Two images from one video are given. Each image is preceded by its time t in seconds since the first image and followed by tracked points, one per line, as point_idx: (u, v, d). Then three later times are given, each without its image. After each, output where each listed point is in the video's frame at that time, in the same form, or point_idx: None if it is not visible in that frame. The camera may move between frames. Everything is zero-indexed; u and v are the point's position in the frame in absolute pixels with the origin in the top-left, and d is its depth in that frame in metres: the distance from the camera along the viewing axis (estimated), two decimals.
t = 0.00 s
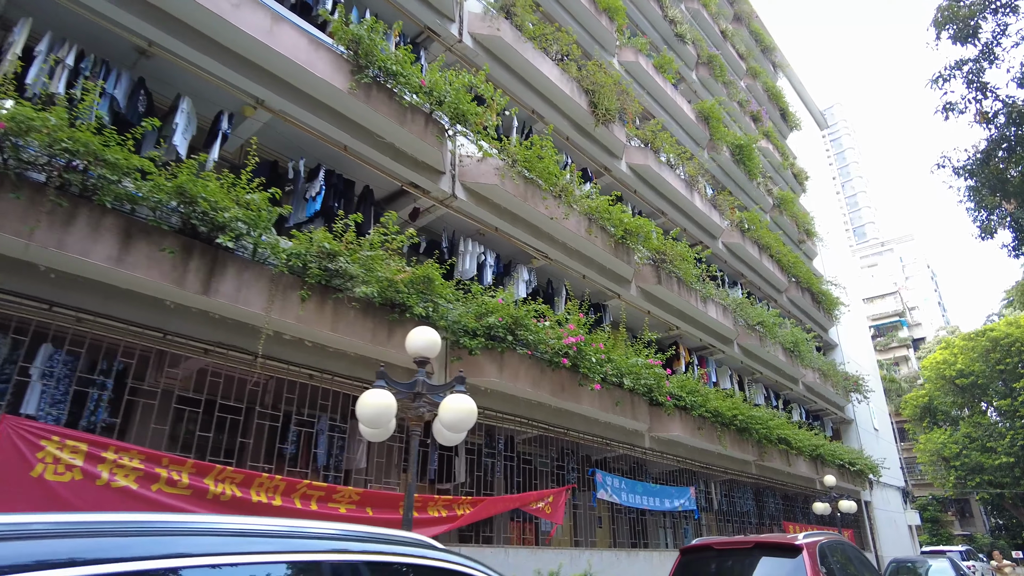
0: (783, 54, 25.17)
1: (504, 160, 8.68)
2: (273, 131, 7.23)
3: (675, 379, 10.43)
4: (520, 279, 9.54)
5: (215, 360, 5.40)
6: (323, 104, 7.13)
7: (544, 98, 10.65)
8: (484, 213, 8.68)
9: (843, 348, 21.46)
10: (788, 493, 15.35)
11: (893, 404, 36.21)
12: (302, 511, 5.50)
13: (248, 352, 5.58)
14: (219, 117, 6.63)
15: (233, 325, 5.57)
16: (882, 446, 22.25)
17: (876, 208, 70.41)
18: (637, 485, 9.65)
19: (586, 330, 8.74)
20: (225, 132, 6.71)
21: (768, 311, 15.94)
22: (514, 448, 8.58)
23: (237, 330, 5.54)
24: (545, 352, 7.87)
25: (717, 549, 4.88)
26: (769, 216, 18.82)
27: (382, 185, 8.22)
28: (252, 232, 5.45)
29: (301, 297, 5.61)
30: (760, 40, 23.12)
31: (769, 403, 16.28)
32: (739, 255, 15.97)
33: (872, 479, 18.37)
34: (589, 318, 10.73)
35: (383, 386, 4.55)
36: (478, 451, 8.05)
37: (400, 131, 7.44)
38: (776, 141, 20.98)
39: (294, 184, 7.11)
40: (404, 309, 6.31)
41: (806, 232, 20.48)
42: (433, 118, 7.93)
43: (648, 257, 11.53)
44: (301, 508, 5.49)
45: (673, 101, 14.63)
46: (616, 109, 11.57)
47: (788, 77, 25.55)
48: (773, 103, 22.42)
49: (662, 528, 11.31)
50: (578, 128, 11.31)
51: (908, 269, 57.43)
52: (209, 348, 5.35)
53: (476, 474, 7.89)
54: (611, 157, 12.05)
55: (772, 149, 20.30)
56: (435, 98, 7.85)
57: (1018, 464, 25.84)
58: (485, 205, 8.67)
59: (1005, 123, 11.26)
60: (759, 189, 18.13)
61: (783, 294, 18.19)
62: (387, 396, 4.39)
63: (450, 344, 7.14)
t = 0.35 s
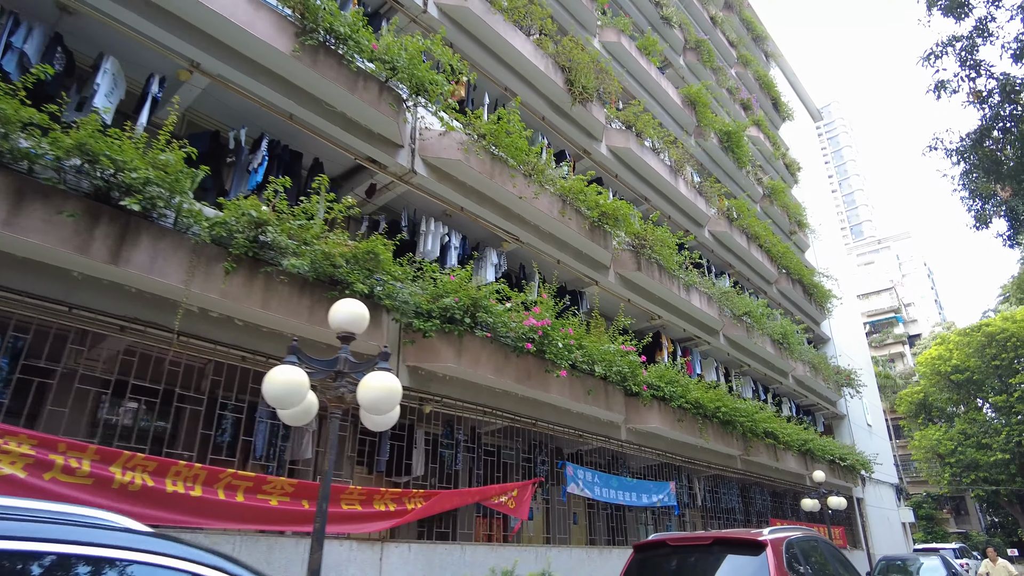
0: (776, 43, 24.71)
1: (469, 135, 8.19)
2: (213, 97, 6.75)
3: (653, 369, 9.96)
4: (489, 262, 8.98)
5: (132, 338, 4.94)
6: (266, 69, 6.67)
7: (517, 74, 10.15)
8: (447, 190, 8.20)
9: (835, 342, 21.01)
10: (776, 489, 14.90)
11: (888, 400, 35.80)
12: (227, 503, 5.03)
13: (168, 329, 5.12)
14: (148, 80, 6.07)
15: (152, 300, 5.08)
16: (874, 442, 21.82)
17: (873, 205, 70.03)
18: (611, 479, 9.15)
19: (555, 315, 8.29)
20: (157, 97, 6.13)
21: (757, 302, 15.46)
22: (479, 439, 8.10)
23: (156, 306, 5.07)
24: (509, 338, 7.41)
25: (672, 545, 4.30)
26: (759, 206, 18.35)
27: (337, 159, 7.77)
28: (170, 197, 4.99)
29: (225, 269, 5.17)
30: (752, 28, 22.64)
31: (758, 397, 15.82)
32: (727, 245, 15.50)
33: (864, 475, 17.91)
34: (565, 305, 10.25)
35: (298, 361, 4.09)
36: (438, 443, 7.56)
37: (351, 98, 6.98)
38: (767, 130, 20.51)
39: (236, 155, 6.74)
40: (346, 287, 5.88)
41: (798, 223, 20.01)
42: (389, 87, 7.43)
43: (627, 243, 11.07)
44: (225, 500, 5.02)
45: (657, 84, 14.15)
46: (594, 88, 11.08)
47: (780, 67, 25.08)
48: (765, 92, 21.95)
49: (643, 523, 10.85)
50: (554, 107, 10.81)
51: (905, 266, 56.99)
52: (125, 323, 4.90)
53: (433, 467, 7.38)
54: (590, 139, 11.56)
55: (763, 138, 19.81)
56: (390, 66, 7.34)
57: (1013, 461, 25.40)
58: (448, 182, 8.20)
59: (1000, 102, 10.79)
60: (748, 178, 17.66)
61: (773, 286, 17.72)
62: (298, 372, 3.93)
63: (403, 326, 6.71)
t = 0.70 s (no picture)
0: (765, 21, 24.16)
1: (424, 94, 7.68)
2: (138, 42, 6.18)
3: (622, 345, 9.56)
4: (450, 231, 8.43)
5: (20, 297, 4.43)
6: (193, 13, 6.12)
7: (484, 36, 9.60)
8: (401, 153, 7.69)
9: (820, 326, 20.67)
10: (755, 474, 14.55)
11: (874, 387, 35.64)
12: (131, 482, 4.54)
13: (66, 289, 4.60)
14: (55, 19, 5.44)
15: (46, 256, 4.56)
16: (858, 428, 21.54)
17: (864, 192, 69.76)
18: (576, 461, 8.74)
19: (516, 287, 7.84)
20: (66, 38, 5.52)
21: (739, 282, 15.03)
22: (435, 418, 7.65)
23: (50, 262, 4.55)
24: (464, 309, 6.95)
25: (609, 528, 3.82)
26: (744, 186, 17.89)
27: (280, 117, 7.29)
28: (62, 141, 4.48)
29: (129, 223, 4.66)
30: (740, 5, 22.08)
31: (739, 380, 15.45)
32: (708, 224, 15.05)
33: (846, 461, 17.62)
34: (533, 281, 9.77)
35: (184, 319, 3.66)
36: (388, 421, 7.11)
37: (289, 48, 6.45)
38: (754, 109, 20.01)
39: (165, 109, 6.20)
40: (273, 247, 5.40)
41: (784, 204, 19.58)
42: (333, 38, 6.96)
43: (600, 216, 10.60)
44: (129, 477, 4.53)
45: (637, 55, 13.62)
46: (566, 53, 10.54)
47: (770, 47, 24.55)
48: (753, 71, 21.43)
49: (614, 507, 10.47)
50: (524, 72, 10.28)
51: (895, 255, 56.77)
52: (11, 281, 4.38)
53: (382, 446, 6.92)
54: (563, 108, 11.04)
55: (749, 117, 19.33)
56: (334, 16, 6.89)
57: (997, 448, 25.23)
58: (402, 144, 7.68)
59: (989, 71, 10.33)
60: (733, 156, 17.18)
61: (757, 268, 17.31)
62: (182, 329, 3.50)
63: (343, 294, 6.26)
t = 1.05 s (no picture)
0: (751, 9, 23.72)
1: (369, 60, 7.21)
2: None
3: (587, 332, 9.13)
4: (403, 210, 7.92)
5: None
6: None
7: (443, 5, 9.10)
8: (345, 123, 7.19)
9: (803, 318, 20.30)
10: (733, 468, 14.14)
11: (860, 382, 35.40)
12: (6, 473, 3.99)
13: None
14: None
15: None
16: (842, 422, 21.20)
17: (854, 188, 69.56)
18: (536, 453, 8.26)
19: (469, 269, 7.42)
20: None
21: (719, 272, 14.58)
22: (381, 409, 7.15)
23: None
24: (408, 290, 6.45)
25: (523, 527, 3.37)
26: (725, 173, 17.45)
27: (214, 84, 6.73)
28: None
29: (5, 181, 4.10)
30: None
31: (717, 372, 15.03)
32: (687, 211, 14.60)
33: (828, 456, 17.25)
34: (496, 265, 9.27)
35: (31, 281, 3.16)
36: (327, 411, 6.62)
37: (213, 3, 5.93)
38: (738, 96, 19.56)
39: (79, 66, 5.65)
40: (182, 214, 4.88)
41: (767, 194, 19.17)
42: None
43: (567, 198, 10.12)
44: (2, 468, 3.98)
45: (613, 35, 13.13)
46: (533, 26, 10.04)
47: (756, 35, 24.12)
48: (737, 58, 20.99)
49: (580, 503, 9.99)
50: (488, 45, 9.77)
51: (883, 251, 56.61)
52: None
53: (321, 438, 6.40)
54: (530, 85, 10.55)
55: (733, 104, 18.88)
56: None
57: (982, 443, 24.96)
58: (346, 114, 7.18)
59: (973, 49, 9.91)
60: (714, 143, 16.74)
61: (738, 258, 16.88)
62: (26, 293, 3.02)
63: (270, 271, 5.78)
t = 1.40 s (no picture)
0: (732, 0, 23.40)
1: (304, 24, 6.73)
2: None
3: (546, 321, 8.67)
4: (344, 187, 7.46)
5: None
6: None
7: None
8: (279, 91, 6.71)
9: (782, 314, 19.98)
10: (705, 465, 13.74)
11: (842, 380, 35.25)
12: None
13: None
14: None
15: None
16: (820, 420, 20.90)
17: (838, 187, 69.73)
18: (487, 446, 7.80)
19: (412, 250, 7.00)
20: None
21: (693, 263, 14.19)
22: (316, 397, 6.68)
23: None
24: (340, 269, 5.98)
25: (404, 522, 2.91)
26: (702, 164, 17.07)
27: (133, 46, 6.19)
28: None
29: None
30: None
31: (691, 366, 14.65)
32: (661, 200, 14.20)
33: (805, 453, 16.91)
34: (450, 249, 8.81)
35: None
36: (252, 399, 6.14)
37: None
38: (717, 86, 19.20)
39: None
40: (66, 175, 4.36)
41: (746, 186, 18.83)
42: None
43: (528, 180, 9.67)
44: None
45: (584, 17, 12.70)
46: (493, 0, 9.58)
47: (737, 27, 23.80)
48: (717, 49, 20.65)
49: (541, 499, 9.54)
50: (446, 19, 9.30)
51: (867, 250, 56.67)
52: None
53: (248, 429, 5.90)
54: (492, 63, 10.08)
55: (711, 95, 18.49)
56: None
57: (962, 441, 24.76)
58: (280, 82, 6.70)
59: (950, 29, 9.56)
60: (691, 133, 16.36)
61: (714, 250, 16.53)
62: None
63: (182, 246, 5.29)
